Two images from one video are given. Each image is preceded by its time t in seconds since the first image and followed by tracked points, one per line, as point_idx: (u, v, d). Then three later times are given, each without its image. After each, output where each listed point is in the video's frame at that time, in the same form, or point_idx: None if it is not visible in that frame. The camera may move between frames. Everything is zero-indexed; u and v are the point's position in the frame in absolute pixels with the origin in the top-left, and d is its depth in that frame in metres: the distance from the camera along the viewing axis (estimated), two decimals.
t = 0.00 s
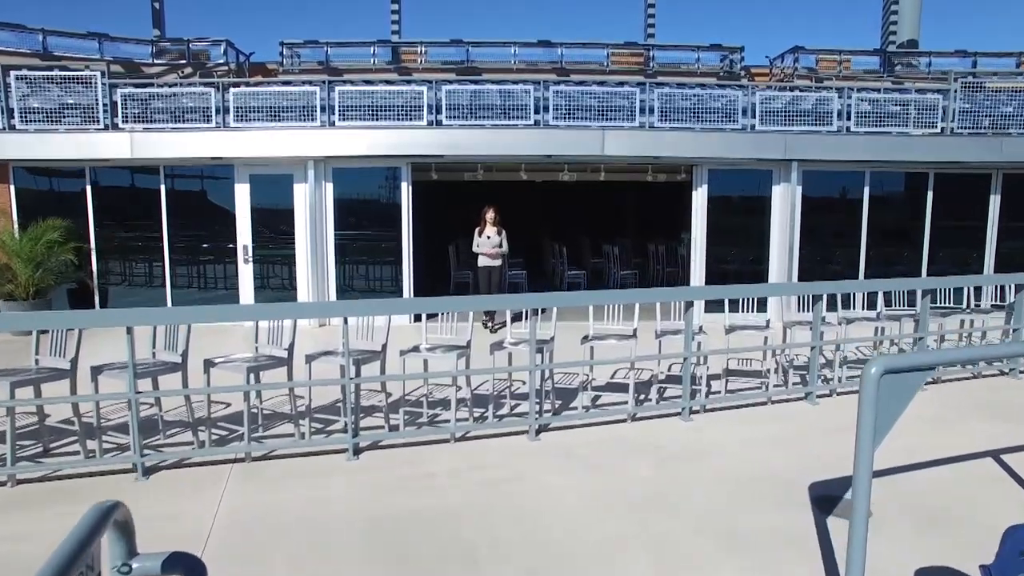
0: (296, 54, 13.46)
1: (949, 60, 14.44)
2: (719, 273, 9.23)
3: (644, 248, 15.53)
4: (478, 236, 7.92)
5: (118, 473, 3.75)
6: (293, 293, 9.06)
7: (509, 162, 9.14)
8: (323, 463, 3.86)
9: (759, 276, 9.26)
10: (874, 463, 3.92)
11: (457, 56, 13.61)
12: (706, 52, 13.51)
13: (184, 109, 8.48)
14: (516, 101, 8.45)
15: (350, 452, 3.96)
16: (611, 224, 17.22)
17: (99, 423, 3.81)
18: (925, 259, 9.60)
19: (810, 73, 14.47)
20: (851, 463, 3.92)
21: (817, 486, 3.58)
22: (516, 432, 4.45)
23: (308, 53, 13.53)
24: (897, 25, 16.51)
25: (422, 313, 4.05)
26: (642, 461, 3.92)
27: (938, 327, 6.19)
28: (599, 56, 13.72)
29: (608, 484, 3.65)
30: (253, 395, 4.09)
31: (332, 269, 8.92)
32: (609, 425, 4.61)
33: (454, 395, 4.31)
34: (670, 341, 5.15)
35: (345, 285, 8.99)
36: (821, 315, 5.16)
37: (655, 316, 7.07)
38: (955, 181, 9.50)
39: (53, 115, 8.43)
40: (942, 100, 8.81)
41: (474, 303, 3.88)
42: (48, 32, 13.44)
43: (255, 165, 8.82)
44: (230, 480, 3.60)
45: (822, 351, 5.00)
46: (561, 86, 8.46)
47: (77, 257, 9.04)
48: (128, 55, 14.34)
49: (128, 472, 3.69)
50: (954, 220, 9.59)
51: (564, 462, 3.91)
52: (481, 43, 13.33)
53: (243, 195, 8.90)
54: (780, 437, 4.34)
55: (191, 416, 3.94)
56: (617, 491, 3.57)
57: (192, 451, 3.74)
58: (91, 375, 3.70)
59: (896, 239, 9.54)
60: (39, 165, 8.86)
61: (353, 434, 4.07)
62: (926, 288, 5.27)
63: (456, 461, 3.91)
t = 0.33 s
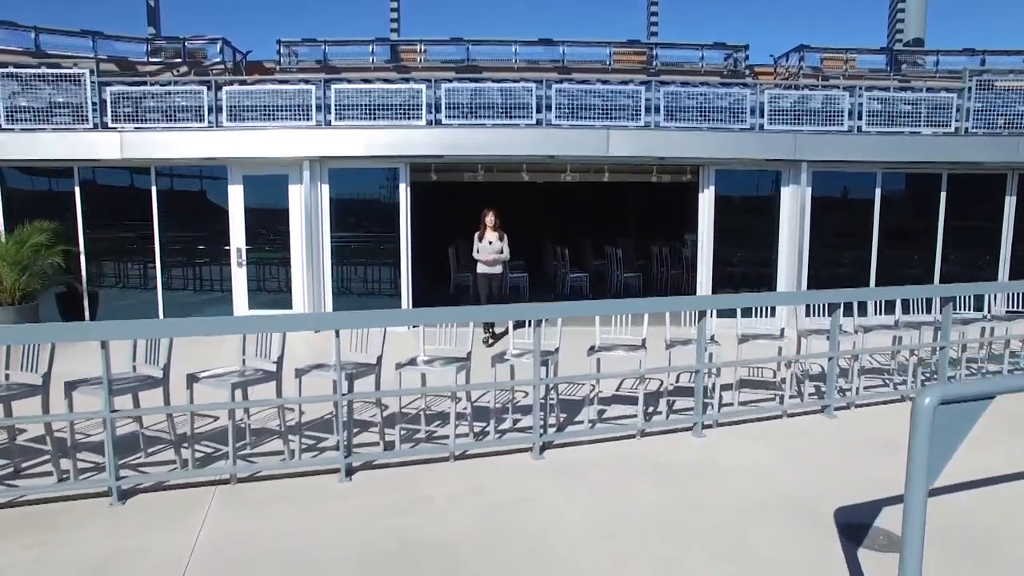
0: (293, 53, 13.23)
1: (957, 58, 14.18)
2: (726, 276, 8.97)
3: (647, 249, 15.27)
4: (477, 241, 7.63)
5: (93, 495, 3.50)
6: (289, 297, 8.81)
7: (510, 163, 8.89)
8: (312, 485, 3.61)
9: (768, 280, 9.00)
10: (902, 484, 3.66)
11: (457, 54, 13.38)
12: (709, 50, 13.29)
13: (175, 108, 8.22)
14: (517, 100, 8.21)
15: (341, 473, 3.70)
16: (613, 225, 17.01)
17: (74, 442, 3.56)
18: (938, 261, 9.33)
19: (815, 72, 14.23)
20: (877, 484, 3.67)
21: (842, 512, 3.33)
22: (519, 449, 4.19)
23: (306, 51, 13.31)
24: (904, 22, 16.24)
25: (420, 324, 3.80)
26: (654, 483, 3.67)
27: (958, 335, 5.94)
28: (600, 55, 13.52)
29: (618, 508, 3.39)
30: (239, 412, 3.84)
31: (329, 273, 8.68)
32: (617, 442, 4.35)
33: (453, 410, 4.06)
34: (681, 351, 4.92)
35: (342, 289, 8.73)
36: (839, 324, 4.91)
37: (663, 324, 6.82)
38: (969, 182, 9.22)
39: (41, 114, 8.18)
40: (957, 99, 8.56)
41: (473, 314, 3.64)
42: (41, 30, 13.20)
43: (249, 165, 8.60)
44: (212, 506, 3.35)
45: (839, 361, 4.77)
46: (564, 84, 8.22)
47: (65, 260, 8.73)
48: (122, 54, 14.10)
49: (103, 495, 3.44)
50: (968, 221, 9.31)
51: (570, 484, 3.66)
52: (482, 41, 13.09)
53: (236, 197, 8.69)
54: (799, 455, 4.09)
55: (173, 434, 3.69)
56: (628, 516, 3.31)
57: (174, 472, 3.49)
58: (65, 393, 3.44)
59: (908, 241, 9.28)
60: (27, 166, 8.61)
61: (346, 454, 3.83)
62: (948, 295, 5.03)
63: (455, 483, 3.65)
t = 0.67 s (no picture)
0: (289, 50, 12.89)
1: (969, 56, 13.82)
2: (737, 281, 8.61)
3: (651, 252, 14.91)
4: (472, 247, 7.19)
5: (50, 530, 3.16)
6: (279, 302, 8.42)
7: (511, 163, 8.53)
8: (294, 519, 3.26)
9: (779, 283, 8.63)
10: (946, 519, 3.30)
11: (457, 52, 13.04)
12: (715, 48, 12.95)
13: (163, 105, 7.88)
14: (518, 97, 7.86)
15: (327, 505, 3.36)
16: (616, 226, 16.70)
17: (31, 471, 3.22)
18: (957, 265, 8.95)
19: (823, 70, 13.89)
20: (919, 518, 3.31)
21: (885, 553, 2.98)
22: (523, 475, 3.84)
23: (302, 49, 12.93)
24: (914, 18, 15.86)
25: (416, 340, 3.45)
26: (673, 517, 3.31)
27: (989, 346, 5.58)
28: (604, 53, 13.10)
29: (634, 547, 3.04)
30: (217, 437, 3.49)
31: (322, 275, 8.32)
32: (628, 466, 4.00)
33: (451, 434, 3.72)
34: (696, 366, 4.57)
35: (336, 293, 8.38)
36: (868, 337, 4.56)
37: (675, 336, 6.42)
38: (989, 182, 8.86)
39: (21, 112, 7.82)
40: (977, 96, 8.21)
41: (472, 331, 3.29)
42: (30, 26, 12.87)
43: (239, 166, 8.26)
44: (180, 545, 2.99)
45: (864, 376, 4.43)
46: (567, 81, 7.89)
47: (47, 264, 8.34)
48: (115, 51, 13.78)
49: (61, 531, 3.10)
50: (988, 224, 8.94)
51: (580, 518, 3.30)
52: (482, 38, 12.75)
53: (226, 198, 8.32)
54: (829, 484, 3.72)
55: (142, 461, 3.35)
56: (645, 557, 2.96)
57: (140, 506, 3.15)
58: (19, 417, 3.10)
59: (926, 244, 8.90)
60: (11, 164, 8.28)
61: (333, 482, 3.48)
62: (980, 305, 4.69)
63: (453, 517, 3.30)
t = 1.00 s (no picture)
0: (284, 46, 12.46)
1: (985, 52, 13.36)
2: (751, 285, 8.18)
3: (655, 254, 14.48)
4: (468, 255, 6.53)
5: None
6: (269, 309, 7.97)
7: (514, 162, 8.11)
8: (263, 571, 2.83)
9: (792, 287, 8.19)
10: (1013, 572, 2.85)
11: (457, 48, 12.61)
12: (723, 44, 12.53)
13: (148, 102, 7.48)
14: (521, 94, 7.45)
15: (307, 552, 2.95)
16: (620, 226, 16.33)
17: None
18: (982, 269, 8.48)
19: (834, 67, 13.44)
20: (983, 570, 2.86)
21: None
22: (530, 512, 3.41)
23: (298, 45, 12.50)
24: (926, 14, 15.38)
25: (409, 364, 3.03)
26: (697, 568, 2.88)
27: None
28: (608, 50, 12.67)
29: None
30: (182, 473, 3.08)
31: (314, 281, 7.89)
32: (644, 500, 3.57)
33: (447, 467, 3.31)
34: (717, 386, 4.16)
35: (328, 299, 7.93)
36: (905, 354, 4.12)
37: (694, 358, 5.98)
38: (1017, 182, 8.38)
39: None
40: (1007, 91, 7.72)
41: (466, 355, 2.87)
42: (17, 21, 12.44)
43: (227, 166, 7.84)
44: None
45: (903, 396, 4.01)
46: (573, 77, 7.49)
47: (23, 268, 7.91)
48: (105, 47, 13.37)
49: None
50: (1015, 227, 8.48)
51: (592, 569, 2.87)
52: (482, 34, 12.35)
53: (213, 199, 7.90)
54: (868, 527, 3.27)
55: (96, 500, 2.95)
56: None
57: (89, 557, 2.74)
58: None
59: (952, 247, 8.39)
60: None
61: (313, 524, 3.07)
62: None
63: (445, 569, 2.87)
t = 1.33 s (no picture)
0: (279, 42, 12.00)
1: (1005, 48, 12.85)
2: (768, 292, 7.72)
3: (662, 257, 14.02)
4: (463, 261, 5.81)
5: None
6: (257, 317, 7.51)
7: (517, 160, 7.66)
8: None
9: (807, 291, 7.72)
10: None
11: (458, 45, 12.16)
12: (731, 40, 12.09)
13: (130, 96, 7.04)
14: (524, 89, 6.99)
15: None
16: (623, 226, 15.93)
17: None
18: (1012, 274, 7.99)
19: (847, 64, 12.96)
20: None
21: None
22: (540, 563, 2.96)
23: (293, 41, 12.04)
24: (941, 9, 14.89)
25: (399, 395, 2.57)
26: None
27: None
28: (613, 46, 12.22)
29: None
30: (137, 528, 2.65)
31: (305, 288, 7.44)
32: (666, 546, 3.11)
33: (444, 514, 2.87)
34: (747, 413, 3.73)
35: (318, 306, 7.49)
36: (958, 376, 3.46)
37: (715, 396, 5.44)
38: None
39: None
40: None
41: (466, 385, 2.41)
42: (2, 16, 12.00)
43: (212, 164, 7.38)
44: None
45: (956, 423, 3.52)
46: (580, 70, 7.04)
47: None
48: (93, 43, 12.94)
49: None
50: None
51: None
52: (483, 30, 11.91)
53: (197, 200, 7.45)
54: None
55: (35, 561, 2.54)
56: None
57: None
58: None
59: (981, 250, 7.90)
60: None
61: None
62: None
63: None
